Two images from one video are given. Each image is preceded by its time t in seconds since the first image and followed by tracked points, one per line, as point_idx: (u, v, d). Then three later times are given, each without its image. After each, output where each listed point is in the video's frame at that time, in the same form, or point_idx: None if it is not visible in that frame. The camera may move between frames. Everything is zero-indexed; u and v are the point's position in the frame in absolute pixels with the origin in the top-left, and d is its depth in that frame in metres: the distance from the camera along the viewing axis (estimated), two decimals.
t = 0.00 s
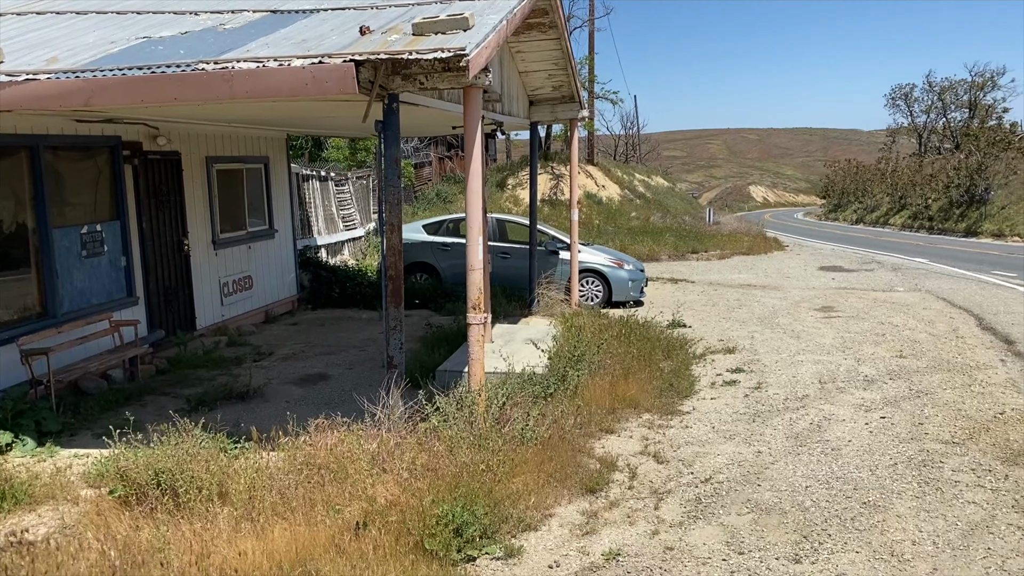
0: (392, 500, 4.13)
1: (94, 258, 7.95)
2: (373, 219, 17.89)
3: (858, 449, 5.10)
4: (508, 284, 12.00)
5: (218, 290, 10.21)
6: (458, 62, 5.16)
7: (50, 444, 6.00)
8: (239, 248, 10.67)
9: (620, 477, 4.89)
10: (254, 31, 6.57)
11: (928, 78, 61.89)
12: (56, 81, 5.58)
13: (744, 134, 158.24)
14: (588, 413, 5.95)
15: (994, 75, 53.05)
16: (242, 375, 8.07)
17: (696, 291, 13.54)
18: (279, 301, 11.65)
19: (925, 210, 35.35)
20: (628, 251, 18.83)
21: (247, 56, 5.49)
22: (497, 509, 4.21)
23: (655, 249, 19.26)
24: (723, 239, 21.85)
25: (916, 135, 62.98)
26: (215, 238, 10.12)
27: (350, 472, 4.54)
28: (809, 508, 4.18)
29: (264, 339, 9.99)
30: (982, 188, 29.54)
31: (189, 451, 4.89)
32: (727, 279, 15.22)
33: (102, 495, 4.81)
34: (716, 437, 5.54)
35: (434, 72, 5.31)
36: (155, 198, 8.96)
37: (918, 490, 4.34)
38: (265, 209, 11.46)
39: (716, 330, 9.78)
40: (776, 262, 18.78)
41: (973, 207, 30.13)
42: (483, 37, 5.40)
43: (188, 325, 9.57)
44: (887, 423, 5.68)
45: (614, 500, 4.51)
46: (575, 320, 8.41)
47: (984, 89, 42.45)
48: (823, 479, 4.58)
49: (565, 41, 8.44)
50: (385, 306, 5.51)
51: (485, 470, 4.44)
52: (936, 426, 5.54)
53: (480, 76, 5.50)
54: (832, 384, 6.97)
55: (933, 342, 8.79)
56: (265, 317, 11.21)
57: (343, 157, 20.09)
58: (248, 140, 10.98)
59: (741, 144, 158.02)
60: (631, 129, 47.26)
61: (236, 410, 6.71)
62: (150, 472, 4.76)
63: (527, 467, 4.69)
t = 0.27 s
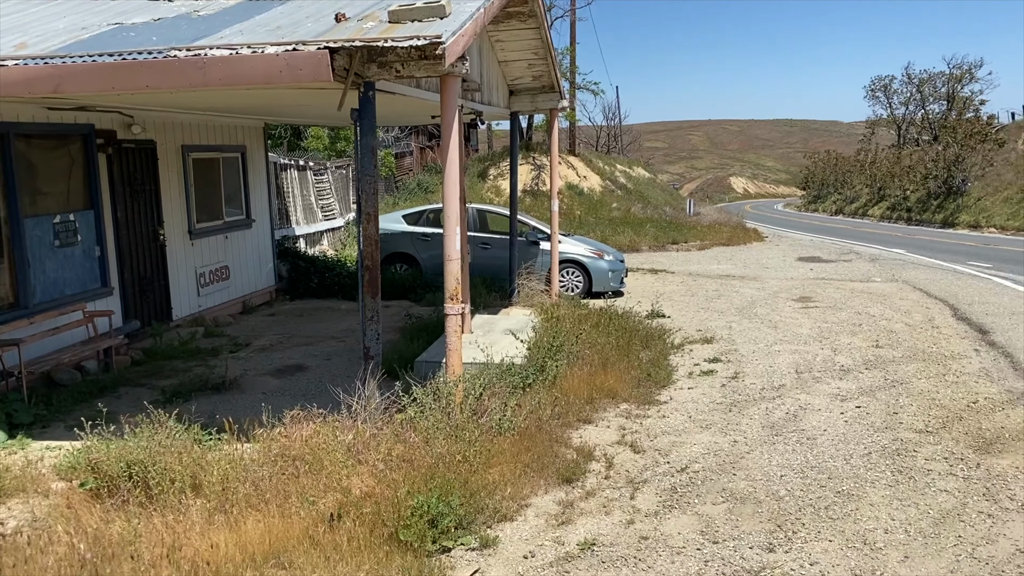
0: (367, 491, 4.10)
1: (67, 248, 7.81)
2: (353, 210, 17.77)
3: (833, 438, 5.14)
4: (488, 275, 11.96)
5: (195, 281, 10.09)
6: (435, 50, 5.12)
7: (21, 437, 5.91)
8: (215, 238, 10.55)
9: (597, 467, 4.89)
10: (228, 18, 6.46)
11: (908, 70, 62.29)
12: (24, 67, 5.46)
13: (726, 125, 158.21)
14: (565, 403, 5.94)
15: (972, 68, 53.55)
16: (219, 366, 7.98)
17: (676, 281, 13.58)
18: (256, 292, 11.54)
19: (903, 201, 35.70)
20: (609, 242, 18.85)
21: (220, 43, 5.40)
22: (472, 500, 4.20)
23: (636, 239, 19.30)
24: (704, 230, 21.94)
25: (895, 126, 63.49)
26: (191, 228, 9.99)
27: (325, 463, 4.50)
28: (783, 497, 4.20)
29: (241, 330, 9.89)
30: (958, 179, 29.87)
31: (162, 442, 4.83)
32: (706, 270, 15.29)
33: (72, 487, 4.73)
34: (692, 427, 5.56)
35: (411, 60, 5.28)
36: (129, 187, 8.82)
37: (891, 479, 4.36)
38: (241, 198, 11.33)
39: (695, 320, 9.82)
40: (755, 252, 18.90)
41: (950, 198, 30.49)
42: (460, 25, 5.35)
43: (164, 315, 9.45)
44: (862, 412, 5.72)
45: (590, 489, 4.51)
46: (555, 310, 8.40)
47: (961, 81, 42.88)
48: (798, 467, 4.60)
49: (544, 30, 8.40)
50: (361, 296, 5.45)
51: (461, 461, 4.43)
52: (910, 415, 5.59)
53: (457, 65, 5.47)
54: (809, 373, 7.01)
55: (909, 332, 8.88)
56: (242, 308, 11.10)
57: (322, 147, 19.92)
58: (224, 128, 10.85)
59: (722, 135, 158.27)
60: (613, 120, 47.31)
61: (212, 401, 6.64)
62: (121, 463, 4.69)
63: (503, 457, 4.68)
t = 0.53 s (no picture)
0: (337, 482, 4.04)
1: (33, 236, 7.62)
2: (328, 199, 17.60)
3: (805, 428, 5.15)
4: (465, 265, 11.89)
5: (166, 270, 9.92)
6: (407, 35, 5.04)
7: None
8: (187, 227, 10.37)
9: (570, 457, 4.86)
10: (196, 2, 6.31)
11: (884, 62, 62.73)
12: None
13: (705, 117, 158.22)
14: (539, 393, 5.91)
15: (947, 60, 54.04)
16: (189, 356, 7.86)
17: (652, 272, 13.58)
18: (229, 282, 11.39)
19: (879, 192, 36.04)
20: (587, 233, 18.83)
21: (186, 27, 5.26)
22: (443, 491, 4.16)
23: (614, 230, 19.30)
24: (681, 221, 22.01)
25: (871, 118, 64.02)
26: (162, 216, 9.81)
27: (294, 455, 4.44)
28: (755, 486, 4.20)
29: (213, 321, 9.74)
30: (932, 171, 30.21)
31: (127, 434, 4.73)
32: (683, 260, 15.32)
33: (34, 480, 4.61)
34: (666, 417, 5.56)
35: (382, 46, 5.19)
36: (98, 173, 8.63)
37: (862, 468, 4.37)
38: (214, 187, 11.16)
39: (671, 310, 9.83)
40: (732, 243, 18.98)
41: (924, 190, 30.84)
42: (432, 9, 5.26)
43: (134, 305, 9.29)
44: (834, 402, 5.74)
45: (563, 480, 4.48)
46: (530, 300, 8.36)
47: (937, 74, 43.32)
48: (770, 457, 4.61)
49: (520, 17, 8.32)
50: (332, 285, 5.36)
51: (432, 452, 4.38)
52: (882, 404, 5.62)
53: (429, 51, 5.40)
54: (783, 363, 7.04)
55: (882, 322, 8.95)
56: (214, 298, 10.94)
57: (298, 135, 19.69)
58: (196, 115, 10.66)
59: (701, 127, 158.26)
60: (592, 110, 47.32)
61: (181, 392, 6.53)
62: (85, 456, 4.59)
63: (475, 448, 4.64)
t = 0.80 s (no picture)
0: (311, 475, 3.96)
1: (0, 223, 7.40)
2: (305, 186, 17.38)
3: (784, 419, 5.14)
4: (443, 254, 11.79)
5: (138, 258, 9.71)
6: (383, 18, 5.05)
7: None
8: (159, 214, 10.16)
9: (549, 449, 4.81)
10: None
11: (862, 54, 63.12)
12: None
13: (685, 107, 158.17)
14: (518, 384, 5.85)
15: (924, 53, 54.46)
16: (161, 346, 7.70)
17: (632, 261, 13.57)
18: (203, 270, 11.19)
19: (856, 183, 36.34)
20: (566, 222, 18.78)
21: (157, 8, 5.10)
22: (420, 484, 4.09)
23: (594, 219, 19.26)
24: (661, 211, 22.03)
25: (849, 110, 64.52)
26: (134, 203, 9.60)
27: (267, 447, 4.34)
28: (734, 478, 4.17)
29: (185, 310, 9.56)
30: (909, 162, 30.51)
31: (95, 426, 4.61)
32: (662, 250, 15.32)
33: None
34: (645, 408, 5.52)
35: (358, 29, 5.11)
36: (67, 159, 8.40)
37: (842, 459, 4.36)
38: (187, 173, 10.93)
39: (650, 300, 9.81)
40: (711, 233, 19.02)
41: (900, 181, 31.14)
42: None
43: (106, 294, 9.09)
44: (813, 392, 5.74)
45: (541, 471, 4.42)
46: (509, 290, 8.29)
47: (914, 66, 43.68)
48: (749, 448, 4.59)
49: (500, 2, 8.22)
50: (307, 275, 5.24)
51: (409, 445, 4.31)
52: (861, 395, 5.63)
53: (405, 35, 5.29)
54: (761, 353, 7.04)
55: (861, 312, 8.99)
56: (188, 286, 10.74)
57: (274, 122, 19.41)
58: (169, 99, 10.43)
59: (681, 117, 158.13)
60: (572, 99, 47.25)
61: (152, 383, 6.39)
62: (51, 449, 4.42)
63: (453, 440, 4.57)
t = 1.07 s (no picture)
0: (291, 468, 3.86)
1: None
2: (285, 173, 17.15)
3: (771, 410, 5.11)
4: (426, 242, 11.67)
5: (115, 245, 9.45)
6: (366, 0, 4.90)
7: None
8: (137, 200, 9.92)
9: (535, 440, 4.74)
10: None
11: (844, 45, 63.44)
12: None
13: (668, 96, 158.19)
14: (502, 374, 5.78)
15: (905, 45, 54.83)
16: (139, 335, 7.51)
17: (615, 251, 13.53)
18: (181, 258, 10.96)
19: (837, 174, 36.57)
20: (550, 211, 18.70)
21: None
22: (403, 477, 4.00)
23: (577, 208, 19.20)
24: (644, 200, 22.01)
25: (829, 101, 64.92)
26: (111, 189, 9.35)
27: (247, 439, 4.23)
28: (722, 470, 4.13)
29: (163, 297, 9.33)
30: (889, 154, 30.74)
31: (68, 418, 4.47)
32: (646, 240, 15.29)
33: None
34: (631, 398, 5.48)
35: (341, 11, 4.98)
36: (41, 142, 8.16)
37: (830, 452, 4.35)
38: (165, 159, 10.69)
39: (634, 290, 9.78)
40: (695, 222, 19.03)
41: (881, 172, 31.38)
42: None
43: (82, 281, 8.87)
44: (799, 383, 5.73)
45: (527, 463, 4.35)
46: (494, 279, 8.20)
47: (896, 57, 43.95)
48: (736, 440, 4.55)
49: None
50: (288, 263, 5.10)
51: (392, 439, 4.22)
52: (847, 386, 5.63)
53: (391, 18, 5.14)
54: (746, 344, 7.02)
55: (844, 303, 9.01)
56: (166, 274, 10.50)
57: (255, 107, 19.12)
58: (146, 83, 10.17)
59: (663, 107, 158.18)
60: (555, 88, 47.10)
61: (128, 373, 6.22)
62: (22, 442, 4.27)
63: (436, 432, 4.48)
